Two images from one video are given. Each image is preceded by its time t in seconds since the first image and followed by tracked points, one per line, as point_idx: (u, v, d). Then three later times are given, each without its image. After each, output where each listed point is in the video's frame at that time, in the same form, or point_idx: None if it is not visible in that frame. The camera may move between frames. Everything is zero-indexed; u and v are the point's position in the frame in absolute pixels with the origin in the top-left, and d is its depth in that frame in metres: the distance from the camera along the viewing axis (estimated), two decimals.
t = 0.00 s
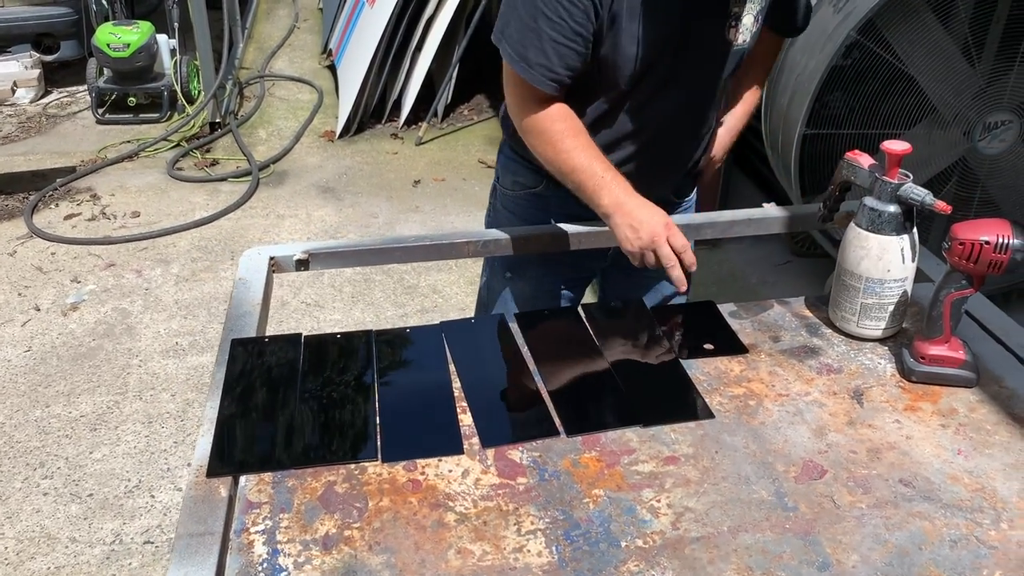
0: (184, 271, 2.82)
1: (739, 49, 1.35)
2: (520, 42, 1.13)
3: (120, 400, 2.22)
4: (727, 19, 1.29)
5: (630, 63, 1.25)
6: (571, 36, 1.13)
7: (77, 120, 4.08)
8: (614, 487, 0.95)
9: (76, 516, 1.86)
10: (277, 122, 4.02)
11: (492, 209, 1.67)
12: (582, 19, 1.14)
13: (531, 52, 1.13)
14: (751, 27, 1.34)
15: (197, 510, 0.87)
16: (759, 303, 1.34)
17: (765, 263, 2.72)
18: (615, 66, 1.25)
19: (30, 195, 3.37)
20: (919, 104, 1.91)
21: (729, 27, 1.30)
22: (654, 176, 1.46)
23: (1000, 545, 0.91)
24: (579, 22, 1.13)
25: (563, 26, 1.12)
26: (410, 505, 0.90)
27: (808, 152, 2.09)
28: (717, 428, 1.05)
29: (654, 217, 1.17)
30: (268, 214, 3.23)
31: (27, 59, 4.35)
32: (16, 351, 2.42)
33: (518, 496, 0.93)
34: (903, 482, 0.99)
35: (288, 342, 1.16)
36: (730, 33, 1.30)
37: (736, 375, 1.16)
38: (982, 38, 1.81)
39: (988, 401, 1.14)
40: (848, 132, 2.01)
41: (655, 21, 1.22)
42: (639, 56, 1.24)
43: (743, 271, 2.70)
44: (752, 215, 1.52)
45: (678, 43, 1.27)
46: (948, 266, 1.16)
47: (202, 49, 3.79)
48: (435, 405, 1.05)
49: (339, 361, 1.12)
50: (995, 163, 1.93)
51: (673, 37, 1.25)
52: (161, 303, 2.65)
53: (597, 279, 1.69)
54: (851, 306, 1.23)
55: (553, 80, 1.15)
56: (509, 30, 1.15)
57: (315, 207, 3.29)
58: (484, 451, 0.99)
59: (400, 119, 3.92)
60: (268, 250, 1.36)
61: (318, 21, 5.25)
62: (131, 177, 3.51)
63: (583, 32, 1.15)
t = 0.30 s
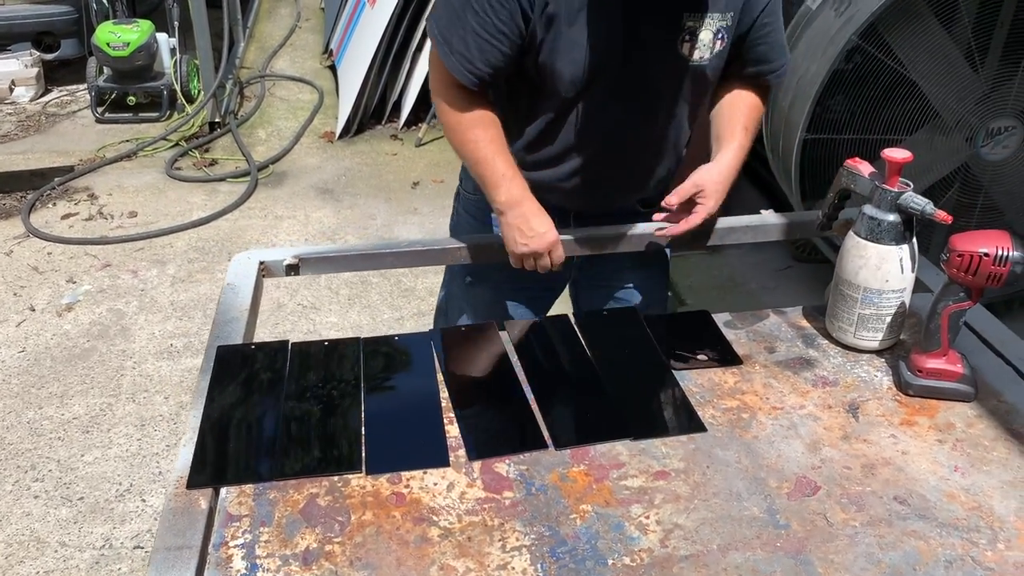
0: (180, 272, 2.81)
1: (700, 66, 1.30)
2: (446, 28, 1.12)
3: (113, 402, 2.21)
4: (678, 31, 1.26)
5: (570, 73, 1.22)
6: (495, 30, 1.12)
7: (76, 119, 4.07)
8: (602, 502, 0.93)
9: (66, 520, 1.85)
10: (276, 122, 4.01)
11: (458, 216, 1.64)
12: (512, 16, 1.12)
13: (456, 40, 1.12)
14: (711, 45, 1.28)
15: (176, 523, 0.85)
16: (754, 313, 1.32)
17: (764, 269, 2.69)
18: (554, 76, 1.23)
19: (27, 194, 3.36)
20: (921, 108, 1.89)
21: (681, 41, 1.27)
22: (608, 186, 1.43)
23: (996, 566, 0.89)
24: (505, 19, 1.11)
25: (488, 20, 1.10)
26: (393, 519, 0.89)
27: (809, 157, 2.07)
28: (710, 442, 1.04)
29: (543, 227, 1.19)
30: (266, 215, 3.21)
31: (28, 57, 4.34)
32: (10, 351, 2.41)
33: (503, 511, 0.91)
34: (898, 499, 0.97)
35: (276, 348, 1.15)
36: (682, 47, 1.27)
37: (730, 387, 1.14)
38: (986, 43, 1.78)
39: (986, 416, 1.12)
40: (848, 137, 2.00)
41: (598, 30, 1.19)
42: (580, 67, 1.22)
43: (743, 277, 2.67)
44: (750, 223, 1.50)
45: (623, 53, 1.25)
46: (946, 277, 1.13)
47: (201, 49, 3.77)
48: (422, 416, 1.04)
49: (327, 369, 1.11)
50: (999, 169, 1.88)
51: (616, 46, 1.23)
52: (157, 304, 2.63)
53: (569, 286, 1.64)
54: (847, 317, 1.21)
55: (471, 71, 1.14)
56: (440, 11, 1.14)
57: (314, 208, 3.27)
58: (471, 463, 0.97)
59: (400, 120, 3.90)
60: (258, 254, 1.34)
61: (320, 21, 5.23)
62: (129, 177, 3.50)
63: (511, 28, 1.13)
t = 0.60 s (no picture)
0: (190, 273, 2.80)
1: (610, 105, 1.24)
2: (347, 77, 1.13)
3: (120, 404, 2.20)
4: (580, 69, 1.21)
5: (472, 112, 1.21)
6: (397, 78, 1.12)
7: (91, 118, 4.09)
8: (605, 525, 0.91)
9: (69, 523, 1.84)
10: (290, 122, 4.01)
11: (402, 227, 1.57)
12: (411, 63, 1.12)
13: (358, 89, 1.13)
14: (622, 86, 1.22)
15: (168, 539, 0.83)
16: (767, 327, 1.29)
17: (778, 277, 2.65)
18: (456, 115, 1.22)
19: (41, 193, 3.37)
20: (941, 116, 1.84)
21: (584, 80, 1.21)
22: (535, 216, 1.41)
23: None
24: (402, 65, 1.11)
25: (387, 69, 1.11)
26: (391, 539, 0.87)
27: (826, 165, 2.04)
28: (719, 463, 1.01)
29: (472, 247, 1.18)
30: (277, 216, 3.20)
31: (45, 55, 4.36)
32: (19, 351, 2.41)
33: (504, 533, 0.89)
34: (914, 526, 0.94)
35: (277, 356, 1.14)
36: (586, 87, 1.22)
37: (741, 405, 1.11)
38: (1009, 50, 1.72)
39: (1006, 440, 1.08)
40: (867, 144, 1.97)
41: (494, 71, 1.17)
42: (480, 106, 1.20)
43: (756, 284, 2.63)
44: (763, 232, 1.47)
45: (528, 92, 1.22)
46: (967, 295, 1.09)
47: (216, 48, 3.77)
48: (424, 429, 1.02)
49: (326, 379, 1.10)
50: None
51: (517, 85, 1.20)
52: (166, 304, 2.63)
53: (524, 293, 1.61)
54: (863, 334, 1.18)
55: (375, 118, 1.16)
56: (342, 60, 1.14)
57: (325, 210, 3.26)
58: (473, 481, 0.95)
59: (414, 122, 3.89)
60: (262, 261, 1.32)
61: (336, 21, 5.23)
62: (142, 176, 3.50)
63: (413, 74, 1.14)
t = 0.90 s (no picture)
0: (206, 272, 2.80)
1: (559, 133, 1.25)
2: (307, 153, 1.12)
3: (133, 403, 2.20)
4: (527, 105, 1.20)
5: (425, 152, 1.22)
6: (355, 143, 1.12)
7: (110, 115, 4.11)
8: (618, 545, 0.88)
9: (81, 524, 1.84)
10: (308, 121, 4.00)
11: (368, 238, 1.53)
12: (369, 125, 1.12)
13: (319, 159, 1.13)
14: (569, 114, 1.22)
15: (171, 555, 0.83)
16: (787, 339, 1.26)
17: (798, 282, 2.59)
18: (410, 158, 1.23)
19: (59, 190, 3.39)
20: (968, 120, 1.79)
21: (530, 115, 1.21)
22: (492, 232, 1.42)
23: None
24: (365, 129, 1.11)
25: (345, 136, 1.11)
26: (397, 556, 0.85)
27: (848, 170, 1.99)
28: (736, 481, 0.98)
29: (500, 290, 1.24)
30: (293, 216, 3.20)
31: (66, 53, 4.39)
32: (35, 349, 2.42)
33: (513, 552, 0.87)
34: (938, 551, 0.90)
35: (286, 364, 1.14)
36: (534, 121, 1.22)
37: (759, 421, 1.08)
38: None
39: None
40: (890, 149, 1.92)
41: (444, 118, 1.17)
42: (431, 146, 1.21)
43: (776, 289, 2.58)
44: (785, 241, 1.44)
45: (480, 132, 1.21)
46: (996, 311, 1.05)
47: (234, 47, 3.78)
48: (433, 440, 1.01)
49: (337, 391, 1.09)
50: None
51: (470, 128, 1.20)
52: (182, 304, 2.63)
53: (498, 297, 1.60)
54: (886, 349, 1.14)
55: (340, 185, 1.15)
56: (295, 137, 1.12)
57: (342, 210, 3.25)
58: (482, 497, 0.94)
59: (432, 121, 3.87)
60: (273, 265, 1.31)
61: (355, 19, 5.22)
62: (160, 174, 3.51)
63: (373, 136, 1.13)
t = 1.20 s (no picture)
0: (222, 265, 2.81)
1: (577, 156, 1.23)
2: (326, 178, 1.14)
3: (149, 396, 2.21)
4: (545, 132, 1.18)
5: (446, 173, 1.21)
6: (373, 168, 1.13)
7: (127, 108, 4.13)
8: (634, 548, 0.87)
9: (97, 517, 1.85)
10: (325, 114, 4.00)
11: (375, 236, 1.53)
12: (387, 153, 1.12)
13: (337, 183, 1.14)
14: (587, 139, 1.20)
15: (181, 553, 0.83)
16: (807, 338, 1.23)
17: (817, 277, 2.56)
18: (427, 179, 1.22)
19: (77, 182, 3.40)
20: (992, 114, 1.76)
21: (547, 140, 1.19)
22: (518, 236, 1.42)
23: None
24: (382, 157, 1.12)
25: (363, 163, 1.12)
26: (409, 557, 0.84)
27: (869, 164, 1.95)
28: (754, 483, 0.96)
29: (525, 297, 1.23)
30: (309, 209, 3.20)
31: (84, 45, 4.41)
32: (52, 341, 2.43)
33: (527, 553, 0.86)
34: (963, 557, 0.88)
35: (300, 360, 1.13)
36: (550, 146, 1.20)
37: (779, 421, 1.06)
38: None
39: None
40: (913, 143, 1.88)
41: (462, 147, 1.15)
42: (449, 169, 1.20)
43: (795, 284, 2.54)
44: (805, 237, 1.41)
45: (498, 157, 1.20)
46: None
47: (251, 39, 3.77)
48: (447, 438, 1.00)
49: (348, 389, 1.08)
50: None
51: (488, 154, 1.18)
52: (198, 296, 2.64)
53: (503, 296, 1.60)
54: (909, 349, 1.11)
55: (359, 207, 1.17)
56: (311, 161, 1.13)
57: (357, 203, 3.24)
58: (496, 497, 0.92)
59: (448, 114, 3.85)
60: (287, 259, 1.30)
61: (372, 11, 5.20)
62: (176, 167, 3.52)
63: (392, 162, 1.13)
